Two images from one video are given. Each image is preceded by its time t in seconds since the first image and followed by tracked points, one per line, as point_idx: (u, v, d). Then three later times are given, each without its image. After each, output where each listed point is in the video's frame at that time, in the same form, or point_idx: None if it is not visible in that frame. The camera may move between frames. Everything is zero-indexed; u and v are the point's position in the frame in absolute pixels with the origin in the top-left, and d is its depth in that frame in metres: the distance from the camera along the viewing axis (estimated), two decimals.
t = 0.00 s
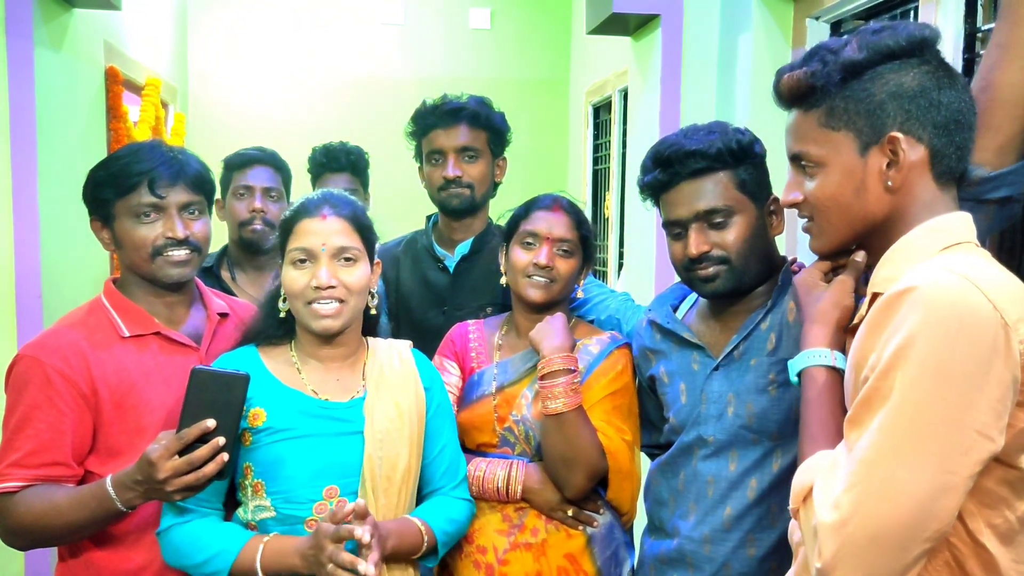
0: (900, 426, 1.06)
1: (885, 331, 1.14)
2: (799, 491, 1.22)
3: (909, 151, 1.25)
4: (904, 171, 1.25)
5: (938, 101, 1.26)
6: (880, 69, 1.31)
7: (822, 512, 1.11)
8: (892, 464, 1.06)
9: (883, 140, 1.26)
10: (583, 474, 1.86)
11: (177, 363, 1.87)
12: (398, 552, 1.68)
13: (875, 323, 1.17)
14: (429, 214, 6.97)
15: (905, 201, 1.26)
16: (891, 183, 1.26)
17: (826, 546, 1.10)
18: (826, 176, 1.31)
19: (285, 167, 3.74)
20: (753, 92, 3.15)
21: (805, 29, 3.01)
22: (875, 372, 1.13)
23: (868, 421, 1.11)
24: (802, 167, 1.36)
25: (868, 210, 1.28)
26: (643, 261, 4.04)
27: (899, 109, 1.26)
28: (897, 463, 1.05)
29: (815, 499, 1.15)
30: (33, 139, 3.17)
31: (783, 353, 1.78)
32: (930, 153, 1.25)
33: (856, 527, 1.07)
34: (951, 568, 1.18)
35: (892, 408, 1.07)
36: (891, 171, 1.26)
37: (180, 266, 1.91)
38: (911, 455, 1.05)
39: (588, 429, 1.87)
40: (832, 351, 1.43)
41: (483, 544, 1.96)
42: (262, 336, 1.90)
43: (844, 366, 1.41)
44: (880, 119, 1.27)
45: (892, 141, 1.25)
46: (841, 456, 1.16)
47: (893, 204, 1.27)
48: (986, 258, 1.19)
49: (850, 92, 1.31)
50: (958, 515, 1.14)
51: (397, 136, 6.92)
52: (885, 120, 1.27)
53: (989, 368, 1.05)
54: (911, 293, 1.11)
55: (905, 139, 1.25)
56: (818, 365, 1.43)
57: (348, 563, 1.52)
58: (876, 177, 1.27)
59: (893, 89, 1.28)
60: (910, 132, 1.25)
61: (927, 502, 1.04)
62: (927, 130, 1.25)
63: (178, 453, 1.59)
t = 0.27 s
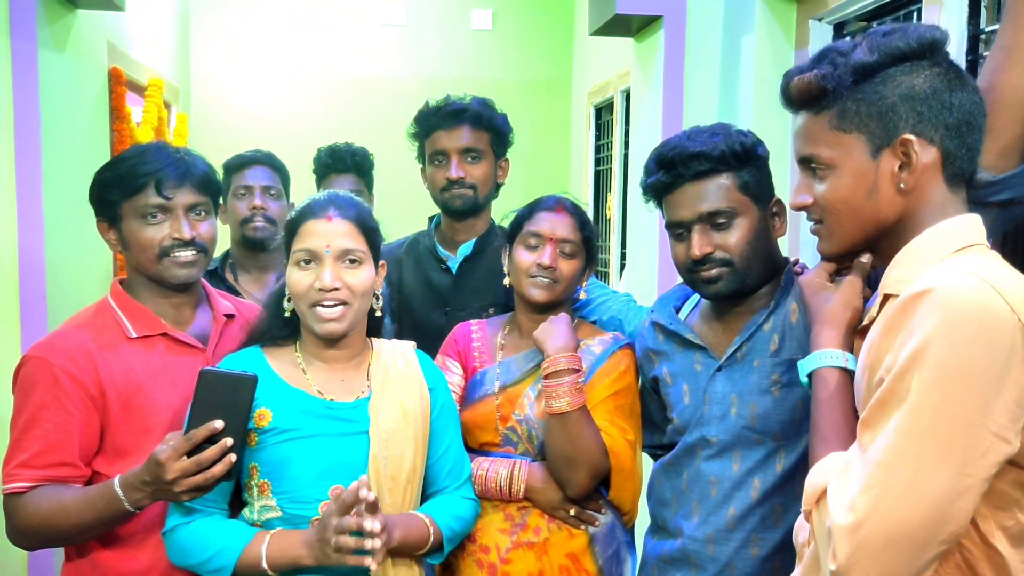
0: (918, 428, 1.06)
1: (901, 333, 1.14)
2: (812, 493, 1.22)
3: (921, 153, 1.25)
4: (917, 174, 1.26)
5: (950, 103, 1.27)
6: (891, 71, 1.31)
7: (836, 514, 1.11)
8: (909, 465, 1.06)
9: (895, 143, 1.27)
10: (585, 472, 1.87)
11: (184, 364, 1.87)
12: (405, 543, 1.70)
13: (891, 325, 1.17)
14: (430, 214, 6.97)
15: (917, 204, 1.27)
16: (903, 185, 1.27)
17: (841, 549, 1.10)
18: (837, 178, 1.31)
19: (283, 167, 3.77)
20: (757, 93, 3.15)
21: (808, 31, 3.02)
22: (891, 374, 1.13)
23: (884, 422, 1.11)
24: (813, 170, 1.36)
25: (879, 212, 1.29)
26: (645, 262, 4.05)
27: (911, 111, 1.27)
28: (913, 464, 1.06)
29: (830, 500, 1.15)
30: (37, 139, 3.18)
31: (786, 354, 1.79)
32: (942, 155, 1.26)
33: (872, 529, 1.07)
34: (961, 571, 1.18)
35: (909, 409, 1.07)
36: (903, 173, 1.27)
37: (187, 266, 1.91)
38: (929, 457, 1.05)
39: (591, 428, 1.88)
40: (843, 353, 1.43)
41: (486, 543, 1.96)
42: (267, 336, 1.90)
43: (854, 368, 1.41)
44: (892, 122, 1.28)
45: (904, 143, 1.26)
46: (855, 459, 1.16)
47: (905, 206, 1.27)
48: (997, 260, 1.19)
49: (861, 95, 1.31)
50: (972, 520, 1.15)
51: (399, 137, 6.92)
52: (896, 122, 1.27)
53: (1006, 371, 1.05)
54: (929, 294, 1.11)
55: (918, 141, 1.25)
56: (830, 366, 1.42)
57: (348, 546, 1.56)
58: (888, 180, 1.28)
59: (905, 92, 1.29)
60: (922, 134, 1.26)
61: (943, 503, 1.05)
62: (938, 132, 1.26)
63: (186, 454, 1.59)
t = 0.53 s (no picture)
0: (927, 433, 1.06)
1: (906, 336, 1.14)
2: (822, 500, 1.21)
3: (924, 154, 1.26)
4: (919, 175, 1.26)
5: (953, 104, 1.28)
6: (893, 72, 1.32)
7: (849, 522, 1.11)
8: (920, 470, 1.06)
9: (897, 144, 1.28)
10: (585, 471, 1.87)
11: (186, 364, 1.87)
12: (417, 535, 1.71)
13: (895, 330, 1.17)
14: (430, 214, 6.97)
15: (920, 205, 1.28)
16: (906, 186, 1.27)
17: (856, 557, 1.10)
18: (839, 180, 1.32)
19: (271, 167, 3.75)
20: (757, 92, 3.16)
21: (808, 31, 3.02)
22: (897, 378, 1.13)
23: (891, 427, 1.12)
24: (816, 171, 1.36)
25: (883, 213, 1.29)
26: (645, 262, 4.05)
27: (914, 112, 1.28)
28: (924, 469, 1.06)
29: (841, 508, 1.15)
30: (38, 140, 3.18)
31: (785, 354, 1.79)
32: (944, 156, 1.26)
33: (885, 536, 1.07)
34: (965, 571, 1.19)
35: (917, 414, 1.07)
36: (906, 174, 1.27)
37: (189, 266, 1.91)
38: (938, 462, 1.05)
39: (591, 428, 1.88)
40: (845, 357, 1.43)
41: (486, 543, 1.96)
42: (269, 336, 1.90)
43: (858, 371, 1.41)
44: (895, 123, 1.28)
45: (907, 144, 1.26)
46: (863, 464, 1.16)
47: (908, 207, 1.28)
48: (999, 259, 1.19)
49: (864, 96, 1.32)
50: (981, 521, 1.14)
51: (398, 137, 6.93)
52: (899, 124, 1.28)
53: (1013, 372, 1.06)
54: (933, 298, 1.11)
55: (920, 143, 1.26)
56: (833, 370, 1.43)
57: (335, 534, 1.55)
58: (891, 181, 1.28)
59: (908, 93, 1.29)
60: (925, 135, 1.27)
61: (955, 506, 1.05)
62: (941, 133, 1.27)
63: (190, 453, 1.59)
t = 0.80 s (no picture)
0: (958, 437, 1.06)
1: (931, 339, 1.15)
2: (846, 510, 1.20)
3: (937, 153, 1.26)
4: (932, 174, 1.27)
5: (965, 101, 1.28)
6: (905, 69, 1.31)
7: (883, 532, 1.10)
8: (953, 475, 1.06)
9: (909, 143, 1.28)
10: (588, 471, 1.87)
11: (188, 363, 1.87)
12: (414, 528, 1.71)
13: (917, 331, 1.18)
14: (431, 213, 6.97)
15: (931, 204, 1.28)
16: (919, 185, 1.27)
17: (892, 567, 1.09)
18: (848, 178, 1.32)
19: (266, 166, 3.74)
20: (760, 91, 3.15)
21: (811, 29, 3.01)
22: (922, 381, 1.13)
23: (918, 433, 1.11)
24: (825, 170, 1.36)
25: (893, 212, 1.29)
26: (647, 261, 4.05)
27: (926, 110, 1.28)
28: (958, 474, 1.06)
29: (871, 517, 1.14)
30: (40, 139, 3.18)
31: (787, 353, 1.78)
32: (956, 155, 1.27)
33: (922, 546, 1.07)
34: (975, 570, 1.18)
35: (947, 418, 1.07)
36: (919, 173, 1.27)
37: (191, 264, 1.91)
38: (969, 466, 1.06)
39: (594, 427, 1.88)
40: (852, 362, 1.36)
41: (488, 542, 1.95)
42: (273, 335, 1.91)
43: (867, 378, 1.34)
44: (907, 121, 1.28)
45: (920, 143, 1.26)
46: (888, 473, 1.15)
47: (919, 207, 1.28)
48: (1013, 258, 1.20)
49: (875, 93, 1.31)
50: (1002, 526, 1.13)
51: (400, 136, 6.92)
52: (912, 122, 1.28)
53: None
54: (955, 299, 1.12)
55: (933, 142, 1.26)
56: (841, 378, 1.35)
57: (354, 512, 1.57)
58: (903, 180, 1.28)
59: (920, 90, 1.29)
60: (938, 134, 1.27)
61: (989, 509, 1.06)
62: (953, 131, 1.27)
63: (193, 453, 1.59)
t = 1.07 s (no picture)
0: (983, 441, 1.07)
1: (951, 342, 1.15)
2: (868, 517, 1.19)
3: (952, 154, 1.27)
4: (946, 175, 1.27)
5: (981, 102, 1.29)
6: (920, 69, 1.31)
7: (909, 538, 1.11)
8: (979, 478, 1.07)
9: (924, 144, 1.28)
10: (592, 472, 1.86)
11: (190, 363, 1.86)
12: (409, 527, 1.70)
13: (937, 334, 1.19)
14: (432, 213, 6.97)
15: (943, 205, 1.29)
16: (933, 186, 1.28)
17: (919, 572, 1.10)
18: (860, 178, 1.31)
19: (267, 167, 3.72)
20: (762, 91, 3.15)
21: (814, 30, 3.00)
22: (944, 385, 1.14)
23: (940, 436, 1.12)
24: (835, 170, 1.35)
25: (905, 211, 1.30)
26: (648, 261, 4.04)
27: (941, 111, 1.28)
28: (984, 478, 1.07)
29: (896, 523, 1.14)
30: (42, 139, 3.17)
31: (788, 352, 1.77)
32: (969, 155, 1.28)
33: (950, 551, 1.07)
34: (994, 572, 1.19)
35: (971, 422, 1.08)
36: (933, 174, 1.28)
37: (193, 264, 1.90)
38: (994, 468, 1.07)
39: (598, 428, 1.87)
40: (859, 366, 1.34)
41: (492, 543, 1.95)
42: (276, 334, 1.90)
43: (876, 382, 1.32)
44: (921, 123, 1.28)
45: (935, 145, 1.27)
46: (909, 478, 1.15)
47: (932, 208, 1.29)
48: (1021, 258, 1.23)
49: (890, 93, 1.31)
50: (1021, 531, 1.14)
51: (401, 136, 6.92)
52: (927, 123, 1.28)
53: None
54: (976, 301, 1.13)
55: (948, 142, 1.27)
56: (850, 382, 1.33)
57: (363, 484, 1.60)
58: (917, 180, 1.29)
59: (935, 91, 1.29)
60: (953, 136, 1.27)
61: (1013, 512, 1.07)
62: (967, 132, 1.28)
63: (196, 454, 1.59)
